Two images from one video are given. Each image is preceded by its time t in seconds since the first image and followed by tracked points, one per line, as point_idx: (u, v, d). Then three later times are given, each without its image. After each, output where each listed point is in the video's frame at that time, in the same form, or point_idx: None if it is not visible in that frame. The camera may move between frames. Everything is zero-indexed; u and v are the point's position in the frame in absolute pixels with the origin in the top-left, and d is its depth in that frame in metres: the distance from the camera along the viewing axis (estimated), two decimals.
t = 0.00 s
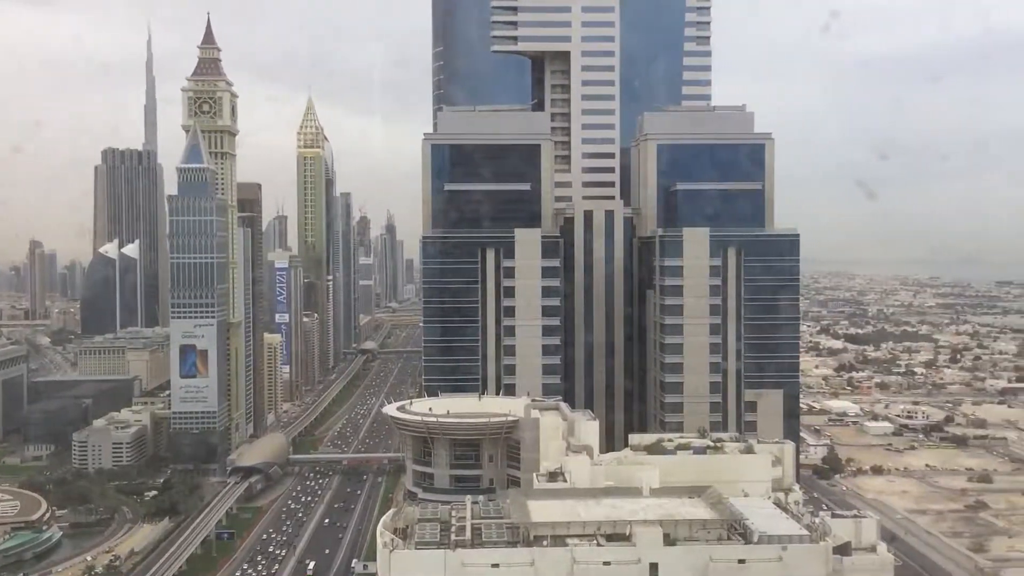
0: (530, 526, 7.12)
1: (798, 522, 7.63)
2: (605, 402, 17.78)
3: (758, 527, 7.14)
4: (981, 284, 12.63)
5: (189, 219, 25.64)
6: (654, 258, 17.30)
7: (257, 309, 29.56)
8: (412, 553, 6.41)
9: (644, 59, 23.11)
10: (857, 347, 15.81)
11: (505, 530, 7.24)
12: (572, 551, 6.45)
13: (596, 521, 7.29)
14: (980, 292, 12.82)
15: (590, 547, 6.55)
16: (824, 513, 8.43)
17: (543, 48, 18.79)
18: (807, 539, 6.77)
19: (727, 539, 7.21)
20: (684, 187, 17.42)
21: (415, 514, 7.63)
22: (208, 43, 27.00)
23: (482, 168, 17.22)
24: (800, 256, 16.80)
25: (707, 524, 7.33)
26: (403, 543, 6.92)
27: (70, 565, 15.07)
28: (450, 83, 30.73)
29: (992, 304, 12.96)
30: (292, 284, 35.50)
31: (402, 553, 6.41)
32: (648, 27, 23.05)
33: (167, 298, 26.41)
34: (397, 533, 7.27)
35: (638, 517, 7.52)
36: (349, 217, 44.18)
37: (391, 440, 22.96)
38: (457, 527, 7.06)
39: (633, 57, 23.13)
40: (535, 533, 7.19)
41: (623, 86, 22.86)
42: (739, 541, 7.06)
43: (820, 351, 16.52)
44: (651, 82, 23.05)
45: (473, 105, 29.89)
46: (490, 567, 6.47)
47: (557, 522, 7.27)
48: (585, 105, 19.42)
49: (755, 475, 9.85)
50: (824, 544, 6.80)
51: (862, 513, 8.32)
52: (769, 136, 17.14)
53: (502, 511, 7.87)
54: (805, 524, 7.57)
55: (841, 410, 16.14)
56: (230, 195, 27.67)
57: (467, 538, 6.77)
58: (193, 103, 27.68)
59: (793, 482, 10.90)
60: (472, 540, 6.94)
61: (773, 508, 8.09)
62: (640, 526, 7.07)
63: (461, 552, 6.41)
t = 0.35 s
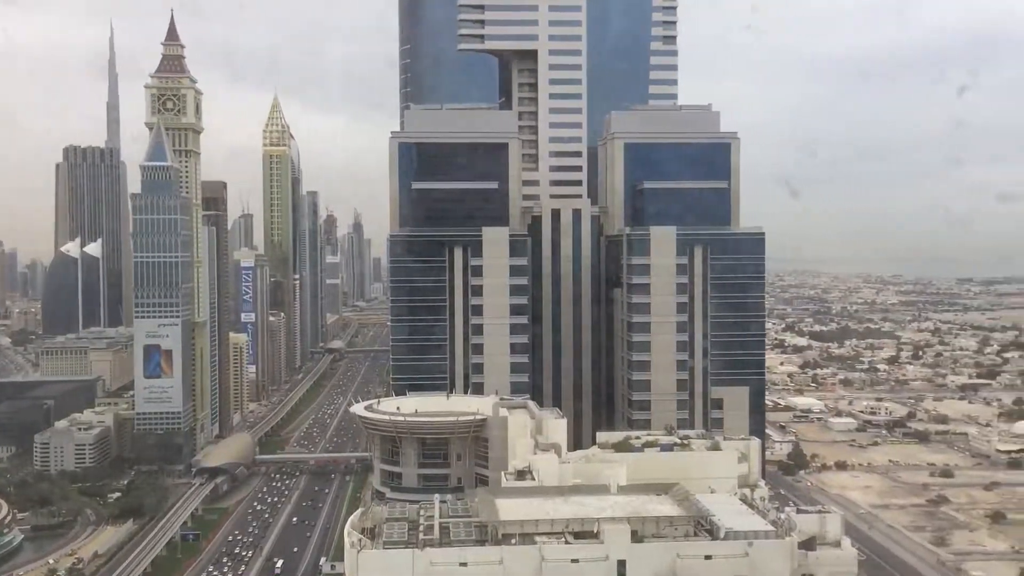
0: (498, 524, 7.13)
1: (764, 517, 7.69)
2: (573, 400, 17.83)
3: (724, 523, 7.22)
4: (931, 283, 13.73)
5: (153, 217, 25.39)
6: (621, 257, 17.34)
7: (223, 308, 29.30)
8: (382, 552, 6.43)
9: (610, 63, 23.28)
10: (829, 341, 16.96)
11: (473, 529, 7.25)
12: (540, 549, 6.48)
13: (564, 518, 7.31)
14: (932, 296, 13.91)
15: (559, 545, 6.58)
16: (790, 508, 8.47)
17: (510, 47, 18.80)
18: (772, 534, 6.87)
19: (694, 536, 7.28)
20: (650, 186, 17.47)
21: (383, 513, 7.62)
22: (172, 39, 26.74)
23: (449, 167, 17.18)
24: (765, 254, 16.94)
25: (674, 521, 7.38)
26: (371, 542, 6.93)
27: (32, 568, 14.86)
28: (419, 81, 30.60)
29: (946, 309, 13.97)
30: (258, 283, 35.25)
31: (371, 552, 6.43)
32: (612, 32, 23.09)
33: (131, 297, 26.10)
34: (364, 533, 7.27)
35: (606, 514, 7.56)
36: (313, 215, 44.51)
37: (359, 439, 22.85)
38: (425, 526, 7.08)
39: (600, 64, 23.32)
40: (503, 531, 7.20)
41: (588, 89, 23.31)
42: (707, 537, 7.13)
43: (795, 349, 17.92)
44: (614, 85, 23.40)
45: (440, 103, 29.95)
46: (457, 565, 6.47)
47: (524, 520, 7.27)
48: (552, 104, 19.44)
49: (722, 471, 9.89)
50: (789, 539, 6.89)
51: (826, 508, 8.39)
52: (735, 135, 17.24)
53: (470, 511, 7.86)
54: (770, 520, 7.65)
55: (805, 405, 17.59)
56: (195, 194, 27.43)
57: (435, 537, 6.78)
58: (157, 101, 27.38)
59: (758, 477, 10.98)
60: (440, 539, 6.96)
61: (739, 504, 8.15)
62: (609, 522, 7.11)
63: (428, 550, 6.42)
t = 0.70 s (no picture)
0: (468, 523, 7.12)
1: (734, 513, 7.75)
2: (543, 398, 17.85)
3: (694, 519, 7.29)
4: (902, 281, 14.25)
5: (120, 215, 25.08)
6: (592, 255, 17.36)
7: (189, 306, 29.02)
8: (352, 553, 6.43)
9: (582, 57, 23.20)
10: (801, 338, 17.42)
11: (444, 527, 7.26)
12: (511, 546, 6.50)
13: (534, 516, 7.32)
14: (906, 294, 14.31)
15: (529, 543, 6.61)
16: (760, 505, 8.52)
17: (481, 44, 18.78)
18: (741, 529, 6.93)
19: (664, 532, 7.35)
20: (620, 184, 17.53)
21: (354, 512, 7.62)
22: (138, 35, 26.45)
23: (419, 165, 17.14)
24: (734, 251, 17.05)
25: (644, 517, 7.46)
26: (341, 541, 6.92)
27: None
28: (388, 78, 30.49)
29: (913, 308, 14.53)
30: (226, 281, 34.96)
31: (342, 552, 6.42)
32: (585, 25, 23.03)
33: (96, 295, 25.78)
34: (335, 532, 7.26)
35: (578, 511, 7.59)
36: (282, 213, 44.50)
37: (330, 438, 22.71)
38: (396, 525, 7.07)
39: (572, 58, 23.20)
40: (474, 529, 7.19)
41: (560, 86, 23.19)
42: (677, 534, 7.20)
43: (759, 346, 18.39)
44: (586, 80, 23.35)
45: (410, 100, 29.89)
46: (427, 564, 6.45)
47: (495, 518, 7.28)
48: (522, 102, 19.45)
49: (693, 467, 9.93)
50: (759, 535, 6.95)
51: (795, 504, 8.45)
52: (704, 134, 17.33)
53: (440, 509, 7.85)
54: (739, 515, 7.70)
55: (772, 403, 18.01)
56: (161, 191, 27.17)
57: (405, 536, 6.77)
58: (122, 97, 27.12)
59: (729, 473, 11.05)
60: (411, 537, 6.96)
61: (710, 500, 8.19)
62: (579, 520, 7.14)
63: (398, 549, 6.41)
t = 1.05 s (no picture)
0: (437, 521, 7.11)
1: (701, 508, 7.84)
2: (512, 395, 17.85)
3: (661, 514, 7.37)
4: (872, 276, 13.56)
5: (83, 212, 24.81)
6: (560, 251, 17.43)
7: (154, 305, 28.75)
8: (321, 552, 6.41)
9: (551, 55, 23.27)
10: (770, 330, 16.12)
11: (413, 524, 7.25)
12: (480, 543, 6.50)
13: (503, 512, 7.35)
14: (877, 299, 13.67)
15: (498, 539, 6.61)
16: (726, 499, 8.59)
17: (448, 41, 18.76)
18: (708, 524, 7.00)
19: (633, 527, 7.42)
20: (589, 181, 17.60)
21: (321, 511, 7.59)
22: (101, 30, 26.16)
23: (387, 162, 17.08)
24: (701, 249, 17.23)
25: (612, 513, 7.51)
26: (309, 540, 6.90)
27: None
28: (355, 75, 30.40)
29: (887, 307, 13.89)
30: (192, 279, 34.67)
31: (311, 550, 6.40)
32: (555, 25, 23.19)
33: (59, 294, 25.45)
34: (303, 531, 7.24)
35: (545, 507, 7.63)
36: (249, 210, 44.42)
37: (297, 437, 22.60)
38: (365, 523, 7.06)
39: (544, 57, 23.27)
40: (443, 527, 7.19)
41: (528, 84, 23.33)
42: (645, 529, 7.28)
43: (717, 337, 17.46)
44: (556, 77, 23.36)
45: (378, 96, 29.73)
46: (396, 562, 6.44)
47: (464, 516, 7.28)
48: (490, 99, 19.46)
49: (659, 463, 10.01)
50: (726, 528, 7.04)
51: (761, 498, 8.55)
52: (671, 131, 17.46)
53: (407, 507, 7.84)
54: (706, 510, 7.79)
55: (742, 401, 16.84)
56: (125, 188, 26.91)
57: (374, 534, 6.76)
58: (85, 93, 26.77)
59: (695, 468, 11.15)
60: (380, 535, 6.96)
61: (677, 495, 8.28)
62: (549, 516, 7.17)
63: (367, 547, 6.40)
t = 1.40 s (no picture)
0: (409, 519, 7.08)
1: (672, 504, 7.87)
2: (484, 393, 17.85)
3: (632, 510, 7.40)
4: (735, 285, 18.96)
5: (49, 209, 24.51)
6: (532, 248, 17.39)
7: (122, 302, 28.43)
8: (291, 551, 6.37)
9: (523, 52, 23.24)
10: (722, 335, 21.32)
11: (385, 523, 7.22)
12: (451, 541, 6.48)
13: (475, 510, 7.33)
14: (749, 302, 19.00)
15: (470, 536, 6.59)
16: (697, 495, 8.62)
17: (419, 37, 18.71)
18: (678, 520, 7.04)
19: (604, 524, 7.44)
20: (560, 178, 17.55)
21: (293, 510, 7.56)
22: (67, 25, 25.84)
23: (358, 158, 16.99)
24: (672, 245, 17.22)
25: (584, 510, 7.51)
26: (280, 539, 6.86)
27: None
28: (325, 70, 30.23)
29: (758, 303, 19.09)
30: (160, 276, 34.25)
31: (281, 549, 6.36)
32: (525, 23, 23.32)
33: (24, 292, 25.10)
34: (274, 530, 7.21)
35: (517, 505, 7.63)
36: (219, 207, 43.95)
37: (269, 435, 22.47)
38: (336, 521, 7.03)
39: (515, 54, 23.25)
40: (415, 525, 7.16)
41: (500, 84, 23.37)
42: (616, 525, 7.30)
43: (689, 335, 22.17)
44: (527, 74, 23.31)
45: (349, 93, 29.61)
46: (367, 560, 6.42)
47: (436, 513, 7.25)
48: (461, 96, 19.43)
49: (631, 459, 10.02)
50: (696, 524, 7.08)
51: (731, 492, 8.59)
52: (642, 128, 17.47)
53: (379, 505, 7.81)
54: (678, 506, 7.83)
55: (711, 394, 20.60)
56: (92, 184, 26.61)
57: (345, 533, 6.72)
58: (51, 88, 26.43)
59: (667, 464, 11.19)
60: (351, 533, 6.92)
61: (648, 491, 8.32)
62: (520, 513, 7.18)
63: (337, 546, 6.38)
